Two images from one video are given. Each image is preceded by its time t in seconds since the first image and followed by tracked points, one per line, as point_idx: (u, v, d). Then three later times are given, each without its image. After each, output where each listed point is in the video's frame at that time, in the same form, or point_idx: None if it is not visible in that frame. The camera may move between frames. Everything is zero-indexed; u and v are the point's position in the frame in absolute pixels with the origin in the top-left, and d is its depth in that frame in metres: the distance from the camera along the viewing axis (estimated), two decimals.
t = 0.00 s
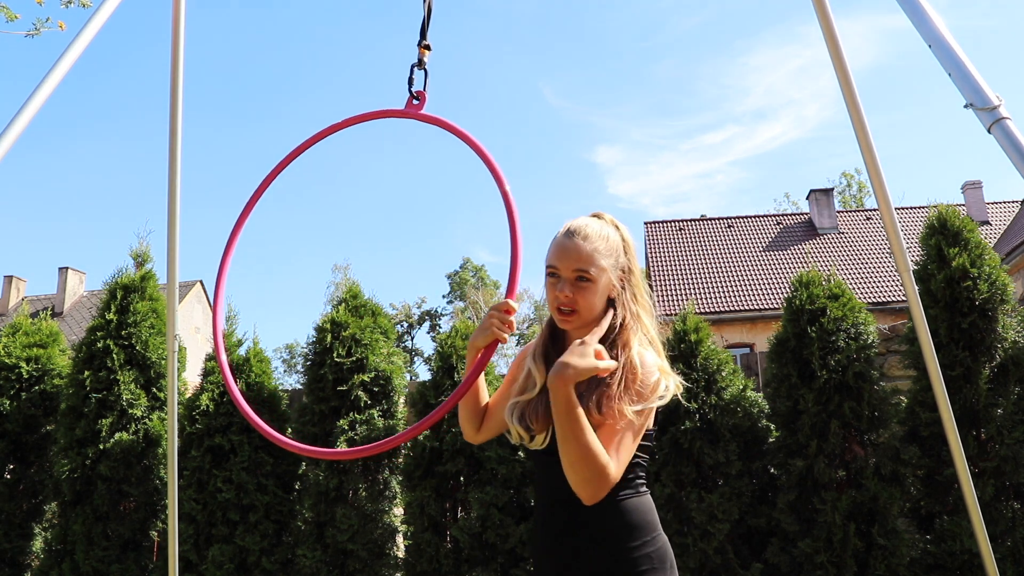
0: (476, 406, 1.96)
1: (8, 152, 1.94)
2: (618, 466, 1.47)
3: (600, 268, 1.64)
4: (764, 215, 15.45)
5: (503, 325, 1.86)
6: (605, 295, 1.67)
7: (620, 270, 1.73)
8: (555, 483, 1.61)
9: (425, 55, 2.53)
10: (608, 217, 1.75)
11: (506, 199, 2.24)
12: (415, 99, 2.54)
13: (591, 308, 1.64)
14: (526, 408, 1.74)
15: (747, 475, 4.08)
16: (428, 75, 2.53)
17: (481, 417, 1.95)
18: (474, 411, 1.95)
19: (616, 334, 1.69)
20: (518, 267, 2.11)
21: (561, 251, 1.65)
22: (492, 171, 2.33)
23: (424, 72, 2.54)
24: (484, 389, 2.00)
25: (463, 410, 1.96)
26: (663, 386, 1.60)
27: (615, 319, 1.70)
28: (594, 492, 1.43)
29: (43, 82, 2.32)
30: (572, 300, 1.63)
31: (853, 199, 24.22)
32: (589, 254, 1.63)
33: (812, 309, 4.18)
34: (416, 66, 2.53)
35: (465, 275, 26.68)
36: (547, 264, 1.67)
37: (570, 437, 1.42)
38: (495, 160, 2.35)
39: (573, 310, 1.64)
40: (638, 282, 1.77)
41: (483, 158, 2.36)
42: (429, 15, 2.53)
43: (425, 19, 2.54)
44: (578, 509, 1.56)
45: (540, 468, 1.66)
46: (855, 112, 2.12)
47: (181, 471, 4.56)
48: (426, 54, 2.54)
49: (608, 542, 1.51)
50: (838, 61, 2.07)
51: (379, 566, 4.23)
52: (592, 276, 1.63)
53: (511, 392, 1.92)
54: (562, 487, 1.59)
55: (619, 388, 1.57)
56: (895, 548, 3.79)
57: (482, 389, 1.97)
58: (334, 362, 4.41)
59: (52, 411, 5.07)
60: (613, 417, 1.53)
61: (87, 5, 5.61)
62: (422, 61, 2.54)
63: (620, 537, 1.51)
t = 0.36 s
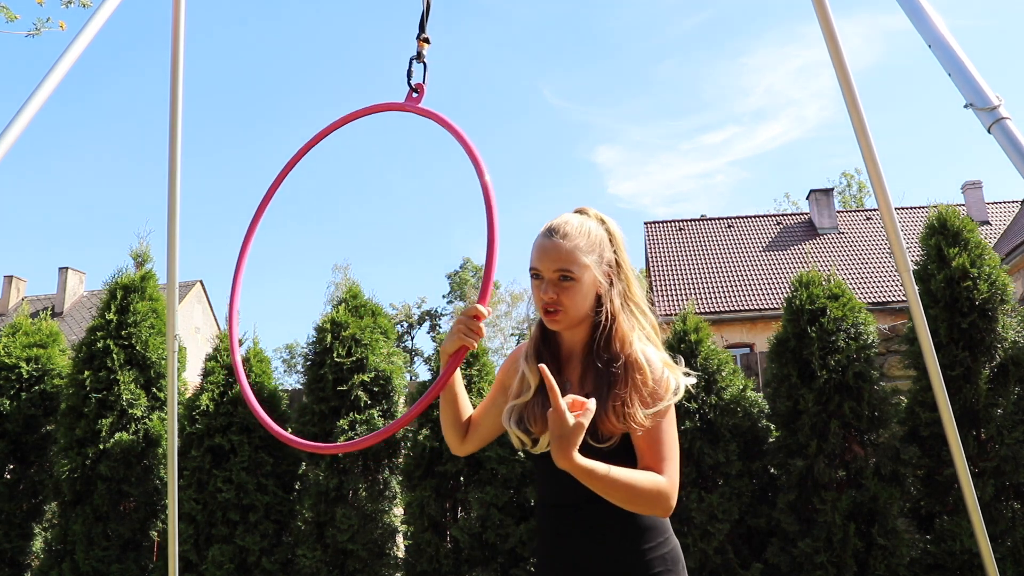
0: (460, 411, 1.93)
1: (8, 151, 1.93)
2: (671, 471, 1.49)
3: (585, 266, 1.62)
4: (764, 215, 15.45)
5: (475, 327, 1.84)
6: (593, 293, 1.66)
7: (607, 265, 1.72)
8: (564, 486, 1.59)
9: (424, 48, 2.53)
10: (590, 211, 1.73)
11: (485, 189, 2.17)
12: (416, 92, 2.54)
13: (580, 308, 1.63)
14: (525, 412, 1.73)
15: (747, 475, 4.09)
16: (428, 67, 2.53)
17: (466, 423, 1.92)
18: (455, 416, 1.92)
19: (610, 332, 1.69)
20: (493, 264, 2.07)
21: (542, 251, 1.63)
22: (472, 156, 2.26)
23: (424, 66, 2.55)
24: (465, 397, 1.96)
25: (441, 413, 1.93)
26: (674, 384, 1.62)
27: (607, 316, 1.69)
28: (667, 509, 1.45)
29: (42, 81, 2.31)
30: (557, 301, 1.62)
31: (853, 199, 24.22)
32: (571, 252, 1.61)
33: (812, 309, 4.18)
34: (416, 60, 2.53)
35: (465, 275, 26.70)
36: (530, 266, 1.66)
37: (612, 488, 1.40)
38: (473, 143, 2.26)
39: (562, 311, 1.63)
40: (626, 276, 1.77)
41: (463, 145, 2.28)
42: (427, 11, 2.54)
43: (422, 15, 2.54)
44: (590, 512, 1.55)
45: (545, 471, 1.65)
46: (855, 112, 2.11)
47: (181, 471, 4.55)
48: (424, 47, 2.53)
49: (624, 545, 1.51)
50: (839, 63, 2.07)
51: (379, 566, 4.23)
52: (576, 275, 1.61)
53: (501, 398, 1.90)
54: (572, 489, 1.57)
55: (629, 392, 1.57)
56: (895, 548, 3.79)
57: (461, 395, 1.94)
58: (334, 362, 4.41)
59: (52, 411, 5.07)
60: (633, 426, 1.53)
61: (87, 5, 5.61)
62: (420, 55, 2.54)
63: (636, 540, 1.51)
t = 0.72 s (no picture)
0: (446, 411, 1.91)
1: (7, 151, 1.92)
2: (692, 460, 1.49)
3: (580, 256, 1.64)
4: (764, 215, 15.45)
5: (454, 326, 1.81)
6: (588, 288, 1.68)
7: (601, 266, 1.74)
8: (576, 494, 1.58)
9: (424, 47, 2.53)
10: (589, 216, 1.76)
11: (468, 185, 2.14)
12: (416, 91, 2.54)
13: (576, 301, 1.63)
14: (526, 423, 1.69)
15: (747, 474, 4.09)
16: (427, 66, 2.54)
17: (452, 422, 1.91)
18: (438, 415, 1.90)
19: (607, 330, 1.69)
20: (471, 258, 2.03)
21: (538, 242, 1.66)
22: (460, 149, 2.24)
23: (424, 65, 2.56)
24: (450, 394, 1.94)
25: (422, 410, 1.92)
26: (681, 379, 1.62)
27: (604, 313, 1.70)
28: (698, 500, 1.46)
29: (43, 80, 2.31)
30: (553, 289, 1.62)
31: (853, 199, 24.22)
32: (567, 243, 1.64)
33: (812, 309, 4.18)
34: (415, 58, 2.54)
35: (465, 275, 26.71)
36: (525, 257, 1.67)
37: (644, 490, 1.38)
38: (462, 140, 2.24)
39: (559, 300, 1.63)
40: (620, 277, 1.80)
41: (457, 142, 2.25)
42: (427, 9, 2.53)
43: (422, 14, 2.54)
44: (606, 515, 1.54)
45: (551, 480, 1.63)
46: (855, 112, 2.11)
47: (181, 471, 4.55)
48: (424, 46, 2.54)
49: (636, 549, 1.51)
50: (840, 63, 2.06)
51: (379, 566, 4.23)
52: (573, 265, 1.62)
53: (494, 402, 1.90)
54: (584, 497, 1.57)
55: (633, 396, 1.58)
56: (895, 548, 3.79)
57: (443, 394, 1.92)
58: (333, 362, 4.41)
59: (52, 412, 5.07)
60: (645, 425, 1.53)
61: (87, 5, 5.61)
62: (420, 54, 2.54)
63: (655, 543, 1.51)
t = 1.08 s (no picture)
0: (401, 404, 1.84)
1: (7, 151, 1.91)
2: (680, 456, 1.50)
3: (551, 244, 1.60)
4: (764, 215, 15.45)
5: (394, 306, 1.81)
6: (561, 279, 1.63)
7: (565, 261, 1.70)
8: (550, 507, 1.52)
9: (421, 44, 2.54)
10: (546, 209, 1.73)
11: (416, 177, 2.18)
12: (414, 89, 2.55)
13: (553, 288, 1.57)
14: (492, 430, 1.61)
15: (747, 474, 4.09)
16: (427, 63, 2.54)
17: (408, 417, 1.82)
18: (392, 409, 1.83)
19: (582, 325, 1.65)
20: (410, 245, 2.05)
21: (507, 231, 1.60)
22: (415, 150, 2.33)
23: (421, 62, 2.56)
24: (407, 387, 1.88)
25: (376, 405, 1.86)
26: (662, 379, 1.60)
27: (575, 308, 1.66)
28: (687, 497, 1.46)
29: (44, 81, 2.30)
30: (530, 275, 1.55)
31: (853, 199, 24.21)
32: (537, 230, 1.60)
33: (812, 309, 4.18)
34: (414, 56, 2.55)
35: (465, 276, 26.71)
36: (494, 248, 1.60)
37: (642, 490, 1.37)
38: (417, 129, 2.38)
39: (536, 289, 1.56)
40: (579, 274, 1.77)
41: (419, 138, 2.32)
42: (425, 8, 2.54)
43: (420, 12, 2.55)
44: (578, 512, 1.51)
45: (520, 491, 1.56)
46: (856, 112, 2.10)
47: (181, 471, 4.55)
48: (422, 43, 2.54)
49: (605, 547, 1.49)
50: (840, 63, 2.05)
51: (379, 567, 4.24)
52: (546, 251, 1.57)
53: (457, 402, 1.80)
54: (561, 510, 1.51)
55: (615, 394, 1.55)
56: (895, 548, 3.79)
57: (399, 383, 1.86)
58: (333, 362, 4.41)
59: (52, 412, 5.07)
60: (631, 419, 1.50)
61: (87, 5, 5.61)
62: (417, 51, 2.55)
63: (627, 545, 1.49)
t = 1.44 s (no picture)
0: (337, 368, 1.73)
1: (8, 150, 1.86)
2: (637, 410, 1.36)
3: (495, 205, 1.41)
4: (764, 215, 15.45)
5: (304, 260, 1.77)
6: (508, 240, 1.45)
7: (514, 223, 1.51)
8: (472, 490, 1.31)
9: (413, 41, 2.53)
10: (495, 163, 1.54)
11: (335, 126, 2.13)
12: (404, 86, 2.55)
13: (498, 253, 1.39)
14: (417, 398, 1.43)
15: (747, 474, 4.09)
16: (417, 59, 2.54)
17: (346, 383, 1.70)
18: (327, 373, 1.72)
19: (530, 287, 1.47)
20: (315, 200, 2.00)
21: (447, 189, 1.41)
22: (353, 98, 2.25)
23: (412, 59, 2.56)
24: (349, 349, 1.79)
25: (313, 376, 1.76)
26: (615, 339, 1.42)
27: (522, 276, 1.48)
28: (650, 469, 1.33)
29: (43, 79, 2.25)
30: (472, 241, 1.37)
31: (853, 199, 24.22)
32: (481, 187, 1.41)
33: (812, 309, 4.18)
34: (404, 53, 2.54)
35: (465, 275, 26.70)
36: (434, 208, 1.41)
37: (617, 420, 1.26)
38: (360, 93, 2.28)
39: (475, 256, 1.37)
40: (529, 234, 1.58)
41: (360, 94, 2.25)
42: (416, 5, 2.54)
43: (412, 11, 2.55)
44: (499, 488, 1.29)
45: (445, 468, 1.36)
46: (855, 112, 2.00)
47: (181, 471, 4.55)
48: (413, 40, 2.54)
49: (521, 530, 1.26)
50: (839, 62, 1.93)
51: (379, 566, 4.24)
52: (489, 212, 1.39)
53: (385, 365, 1.63)
54: (482, 494, 1.30)
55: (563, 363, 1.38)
56: (895, 548, 3.79)
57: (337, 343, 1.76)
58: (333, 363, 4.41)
59: (52, 411, 5.08)
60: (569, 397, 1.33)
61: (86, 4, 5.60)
62: (409, 48, 2.54)
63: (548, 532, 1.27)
